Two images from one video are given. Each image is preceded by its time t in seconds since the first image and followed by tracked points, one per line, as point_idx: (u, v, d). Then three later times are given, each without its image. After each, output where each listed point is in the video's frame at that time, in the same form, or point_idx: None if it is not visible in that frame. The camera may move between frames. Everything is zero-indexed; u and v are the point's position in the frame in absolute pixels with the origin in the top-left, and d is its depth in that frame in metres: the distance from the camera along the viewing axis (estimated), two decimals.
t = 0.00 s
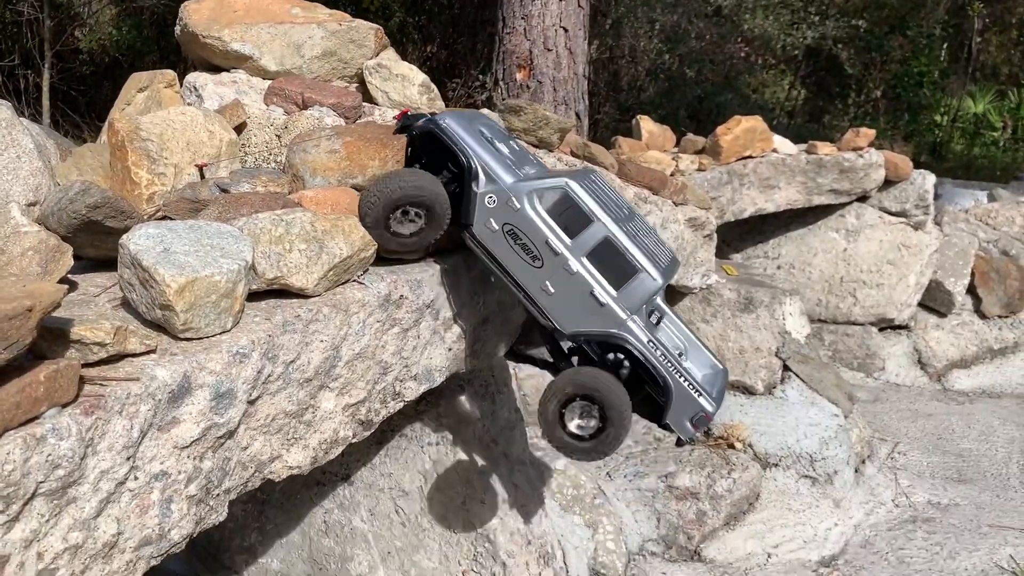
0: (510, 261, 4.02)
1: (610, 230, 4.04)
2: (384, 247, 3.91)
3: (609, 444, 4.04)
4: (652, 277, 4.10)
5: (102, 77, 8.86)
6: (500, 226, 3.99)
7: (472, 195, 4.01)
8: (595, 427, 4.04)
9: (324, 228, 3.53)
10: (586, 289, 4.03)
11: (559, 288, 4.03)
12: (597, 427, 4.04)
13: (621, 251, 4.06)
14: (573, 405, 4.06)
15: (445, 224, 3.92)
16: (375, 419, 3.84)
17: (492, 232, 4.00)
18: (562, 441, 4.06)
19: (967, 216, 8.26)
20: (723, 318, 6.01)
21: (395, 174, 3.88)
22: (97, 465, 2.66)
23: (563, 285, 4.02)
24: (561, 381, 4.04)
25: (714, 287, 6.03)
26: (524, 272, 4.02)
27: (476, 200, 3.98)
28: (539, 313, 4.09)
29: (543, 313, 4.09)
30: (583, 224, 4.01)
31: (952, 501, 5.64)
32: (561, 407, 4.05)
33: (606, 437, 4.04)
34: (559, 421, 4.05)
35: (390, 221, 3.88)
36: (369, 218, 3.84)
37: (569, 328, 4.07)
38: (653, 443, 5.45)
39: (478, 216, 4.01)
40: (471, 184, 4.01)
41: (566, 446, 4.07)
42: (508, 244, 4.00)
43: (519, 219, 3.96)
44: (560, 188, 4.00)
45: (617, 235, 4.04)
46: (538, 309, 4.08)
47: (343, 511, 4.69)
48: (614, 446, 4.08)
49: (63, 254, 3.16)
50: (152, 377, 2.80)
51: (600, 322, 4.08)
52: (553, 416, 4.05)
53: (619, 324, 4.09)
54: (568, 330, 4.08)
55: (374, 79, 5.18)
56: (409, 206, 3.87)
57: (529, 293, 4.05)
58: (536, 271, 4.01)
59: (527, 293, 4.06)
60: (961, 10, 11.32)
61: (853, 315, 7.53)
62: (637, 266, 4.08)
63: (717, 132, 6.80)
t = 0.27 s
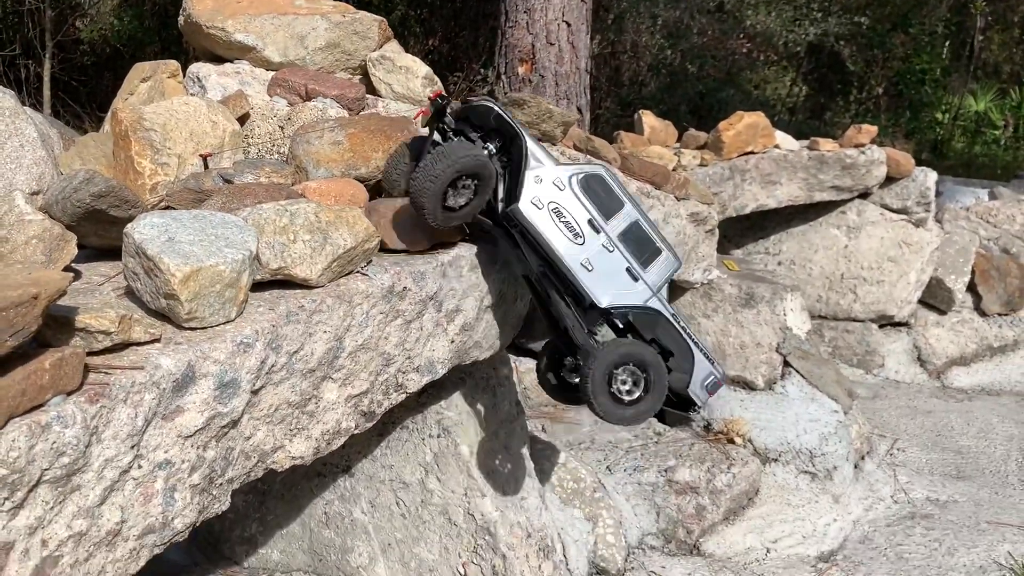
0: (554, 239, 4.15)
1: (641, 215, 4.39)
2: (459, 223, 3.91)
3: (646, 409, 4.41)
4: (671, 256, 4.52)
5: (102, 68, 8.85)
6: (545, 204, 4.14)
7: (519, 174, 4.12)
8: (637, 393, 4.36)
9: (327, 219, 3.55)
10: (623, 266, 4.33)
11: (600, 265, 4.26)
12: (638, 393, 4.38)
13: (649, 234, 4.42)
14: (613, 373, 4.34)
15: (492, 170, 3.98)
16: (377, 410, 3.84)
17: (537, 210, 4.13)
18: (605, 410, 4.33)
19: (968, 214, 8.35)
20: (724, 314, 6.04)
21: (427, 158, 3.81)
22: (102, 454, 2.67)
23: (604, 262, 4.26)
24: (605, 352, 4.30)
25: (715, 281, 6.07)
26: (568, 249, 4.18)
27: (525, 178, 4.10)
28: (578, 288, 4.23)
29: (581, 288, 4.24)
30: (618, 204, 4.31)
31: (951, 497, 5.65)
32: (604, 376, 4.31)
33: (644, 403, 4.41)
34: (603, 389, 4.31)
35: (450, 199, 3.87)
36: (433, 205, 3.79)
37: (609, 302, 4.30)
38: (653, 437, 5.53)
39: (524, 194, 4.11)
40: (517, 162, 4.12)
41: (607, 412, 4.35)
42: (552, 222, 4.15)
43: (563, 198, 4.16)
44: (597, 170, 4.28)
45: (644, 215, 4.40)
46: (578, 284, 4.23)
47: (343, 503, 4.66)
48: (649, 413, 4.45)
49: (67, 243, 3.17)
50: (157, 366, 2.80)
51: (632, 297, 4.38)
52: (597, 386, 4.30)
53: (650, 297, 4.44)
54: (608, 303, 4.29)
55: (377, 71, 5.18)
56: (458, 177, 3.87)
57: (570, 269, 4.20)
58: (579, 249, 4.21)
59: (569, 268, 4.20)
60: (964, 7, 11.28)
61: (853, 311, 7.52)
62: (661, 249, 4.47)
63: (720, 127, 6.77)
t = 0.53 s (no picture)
0: (556, 222, 4.18)
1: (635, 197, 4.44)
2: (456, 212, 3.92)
3: (656, 388, 4.33)
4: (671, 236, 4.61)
5: (104, 63, 8.85)
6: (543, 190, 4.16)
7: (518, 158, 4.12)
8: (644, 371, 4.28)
9: (330, 215, 3.58)
10: (622, 248, 4.39)
11: (600, 249, 4.31)
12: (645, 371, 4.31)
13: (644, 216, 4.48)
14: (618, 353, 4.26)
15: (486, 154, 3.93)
16: (379, 406, 3.85)
17: (536, 196, 4.14)
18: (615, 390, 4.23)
19: (968, 217, 8.38)
20: (724, 314, 6.08)
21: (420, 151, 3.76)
22: (104, 446, 2.67)
23: (604, 245, 4.32)
24: (610, 332, 4.24)
25: (716, 282, 6.12)
26: (569, 234, 4.22)
27: (522, 164, 4.11)
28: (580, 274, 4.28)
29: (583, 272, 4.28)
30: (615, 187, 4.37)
31: (949, 499, 5.66)
32: (612, 356, 4.24)
33: (653, 382, 4.33)
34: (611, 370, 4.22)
35: (445, 190, 3.85)
36: (428, 198, 3.78)
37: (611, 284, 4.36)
38: (652, 437, 5.53)
39: (521, 178, 4.12)
40: (512, 147, 4.12)
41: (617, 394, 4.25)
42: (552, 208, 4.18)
43: (561, 181, 4.20)
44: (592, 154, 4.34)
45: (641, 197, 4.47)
46: (579, 268, 4.28)
47: (343, 499, 4.66)
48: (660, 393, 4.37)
49: (72, 236, 3.19)
50: (160, 360, 2.81)
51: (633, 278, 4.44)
52: (605, 367, 4.21)
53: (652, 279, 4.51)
54: (610, 284, 4.36)
55: (381, 68, 5.19)
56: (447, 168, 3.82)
57: (572, 255, 4.24)
58: (579, 233, 4.25)
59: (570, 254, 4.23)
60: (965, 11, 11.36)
61: (853, 313, 7.55)
62: (658, 229, 4.53)
63: (722, 126, 6.80)
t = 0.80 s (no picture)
0: (570, 149, 4.24)
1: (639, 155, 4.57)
2: (490, 122, 3.87)
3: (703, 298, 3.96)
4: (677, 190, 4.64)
5: (107, 60, 8.85)
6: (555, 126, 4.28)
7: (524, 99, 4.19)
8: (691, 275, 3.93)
9: (336, 210, 3.57)
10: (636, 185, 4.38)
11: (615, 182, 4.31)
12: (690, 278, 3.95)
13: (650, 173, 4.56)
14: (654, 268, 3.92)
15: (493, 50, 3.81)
16: (382, 403, 3.85)
17: (550, 127, 4.24)
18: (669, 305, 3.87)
19: (970, 222, 8.39)
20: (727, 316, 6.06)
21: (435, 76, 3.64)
22: (110, 439, 2.67)
23: (620, 177, 4.34)
24: (644, 237, 3.92)
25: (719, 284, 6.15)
26: (584, 162, 4.25)
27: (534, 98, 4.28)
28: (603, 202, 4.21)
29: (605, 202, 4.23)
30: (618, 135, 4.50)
31: (951, 504, 5.65)
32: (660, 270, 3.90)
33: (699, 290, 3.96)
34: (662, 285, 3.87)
35: (474, 106, 3.78)
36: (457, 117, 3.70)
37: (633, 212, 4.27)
38: (653, 438, 5.53)
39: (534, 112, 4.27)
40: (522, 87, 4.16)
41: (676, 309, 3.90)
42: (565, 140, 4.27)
43: (569, 120, 4.34)
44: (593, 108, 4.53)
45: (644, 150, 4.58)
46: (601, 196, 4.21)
47: (344, 496, 4.66)
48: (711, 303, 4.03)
49: (78, 229, 3.21)
50: (166, 353, 2.81)
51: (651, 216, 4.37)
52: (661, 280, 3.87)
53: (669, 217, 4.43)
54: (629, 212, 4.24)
55: (386, 66, 5.18)
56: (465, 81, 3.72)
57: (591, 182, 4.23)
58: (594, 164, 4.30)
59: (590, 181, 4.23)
60: (969, 17, 11.38)
61: (855, 317, 7.55)
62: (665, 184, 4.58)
63: (725, 131, 6.83)
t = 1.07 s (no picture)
0: (543, 171, 4.15)
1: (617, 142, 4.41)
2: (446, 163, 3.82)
3: (698, 316, 4.01)
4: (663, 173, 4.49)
5: (112, 58, 8.87)
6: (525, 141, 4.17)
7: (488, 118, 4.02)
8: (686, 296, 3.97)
9: (344, 213, 3.56)
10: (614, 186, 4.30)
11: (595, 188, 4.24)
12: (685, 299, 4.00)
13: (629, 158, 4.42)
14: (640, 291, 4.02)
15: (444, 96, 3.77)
16: (387, 405, 3.86)
17: (516, 148, 4.13)
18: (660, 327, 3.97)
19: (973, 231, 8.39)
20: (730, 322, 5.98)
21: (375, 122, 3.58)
22: (118, 439, 2.68)
23: (596, 187, 4.25)
24: (631, 262, 4.00)
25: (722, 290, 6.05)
26: (558, 181, 4.18)
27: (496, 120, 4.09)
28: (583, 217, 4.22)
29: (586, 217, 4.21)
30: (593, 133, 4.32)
31: (952, 513, 5.66)
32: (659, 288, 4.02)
33: (694, 310, 4.01)
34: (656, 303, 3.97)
35: (423, 152, 3.73)
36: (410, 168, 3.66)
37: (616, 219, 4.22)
38: (655, 444, 5.53)
39: (498, 134, 4.10)
40: (481, 104, 4.00)
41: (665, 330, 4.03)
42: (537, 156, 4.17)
43: (539, 133, 4.18)
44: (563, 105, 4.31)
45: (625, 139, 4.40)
46: (578, 214, 4.20)
47: (347, 498, 4.67)
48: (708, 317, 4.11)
49: (87, 229, 3.22)
50: (175, 354, 2.82)
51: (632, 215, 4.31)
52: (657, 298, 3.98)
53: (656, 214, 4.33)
54: (613, 228, 4.21)
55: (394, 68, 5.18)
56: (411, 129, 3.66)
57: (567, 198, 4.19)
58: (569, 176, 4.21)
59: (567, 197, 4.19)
60: (974, 25, 11.37)
61: (857, 324, 7.53)
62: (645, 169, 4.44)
63: (730, 136, 6.82)
